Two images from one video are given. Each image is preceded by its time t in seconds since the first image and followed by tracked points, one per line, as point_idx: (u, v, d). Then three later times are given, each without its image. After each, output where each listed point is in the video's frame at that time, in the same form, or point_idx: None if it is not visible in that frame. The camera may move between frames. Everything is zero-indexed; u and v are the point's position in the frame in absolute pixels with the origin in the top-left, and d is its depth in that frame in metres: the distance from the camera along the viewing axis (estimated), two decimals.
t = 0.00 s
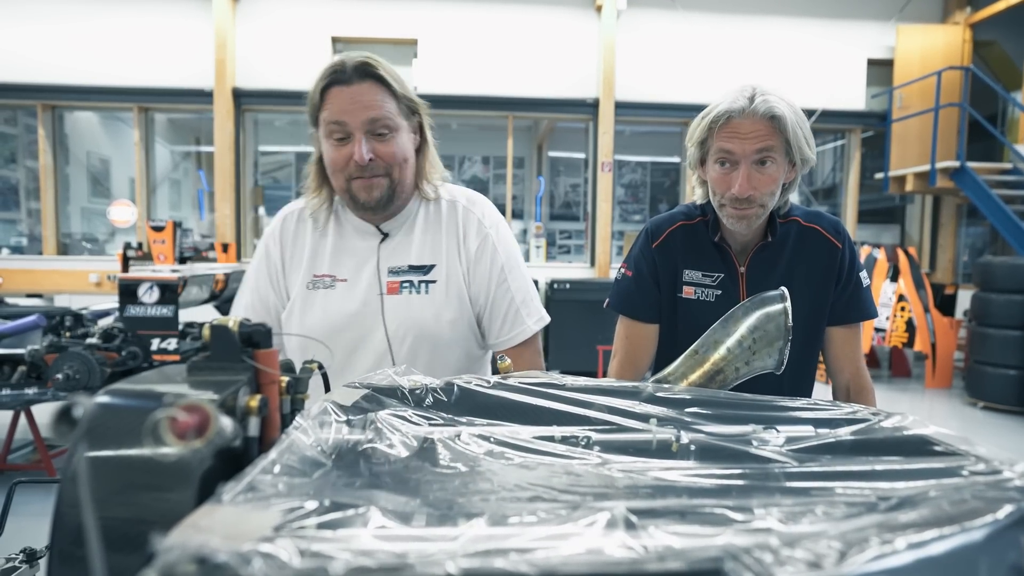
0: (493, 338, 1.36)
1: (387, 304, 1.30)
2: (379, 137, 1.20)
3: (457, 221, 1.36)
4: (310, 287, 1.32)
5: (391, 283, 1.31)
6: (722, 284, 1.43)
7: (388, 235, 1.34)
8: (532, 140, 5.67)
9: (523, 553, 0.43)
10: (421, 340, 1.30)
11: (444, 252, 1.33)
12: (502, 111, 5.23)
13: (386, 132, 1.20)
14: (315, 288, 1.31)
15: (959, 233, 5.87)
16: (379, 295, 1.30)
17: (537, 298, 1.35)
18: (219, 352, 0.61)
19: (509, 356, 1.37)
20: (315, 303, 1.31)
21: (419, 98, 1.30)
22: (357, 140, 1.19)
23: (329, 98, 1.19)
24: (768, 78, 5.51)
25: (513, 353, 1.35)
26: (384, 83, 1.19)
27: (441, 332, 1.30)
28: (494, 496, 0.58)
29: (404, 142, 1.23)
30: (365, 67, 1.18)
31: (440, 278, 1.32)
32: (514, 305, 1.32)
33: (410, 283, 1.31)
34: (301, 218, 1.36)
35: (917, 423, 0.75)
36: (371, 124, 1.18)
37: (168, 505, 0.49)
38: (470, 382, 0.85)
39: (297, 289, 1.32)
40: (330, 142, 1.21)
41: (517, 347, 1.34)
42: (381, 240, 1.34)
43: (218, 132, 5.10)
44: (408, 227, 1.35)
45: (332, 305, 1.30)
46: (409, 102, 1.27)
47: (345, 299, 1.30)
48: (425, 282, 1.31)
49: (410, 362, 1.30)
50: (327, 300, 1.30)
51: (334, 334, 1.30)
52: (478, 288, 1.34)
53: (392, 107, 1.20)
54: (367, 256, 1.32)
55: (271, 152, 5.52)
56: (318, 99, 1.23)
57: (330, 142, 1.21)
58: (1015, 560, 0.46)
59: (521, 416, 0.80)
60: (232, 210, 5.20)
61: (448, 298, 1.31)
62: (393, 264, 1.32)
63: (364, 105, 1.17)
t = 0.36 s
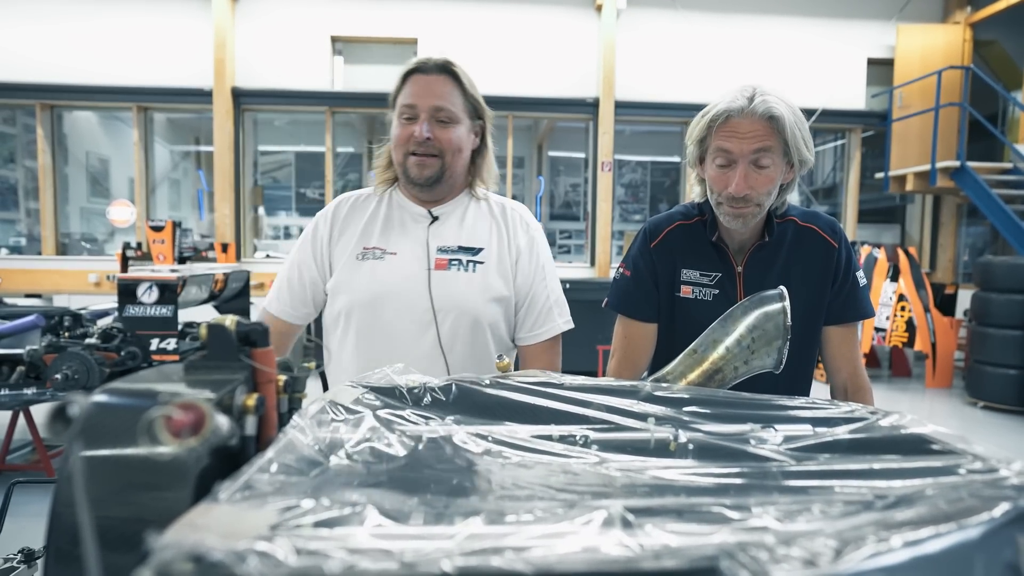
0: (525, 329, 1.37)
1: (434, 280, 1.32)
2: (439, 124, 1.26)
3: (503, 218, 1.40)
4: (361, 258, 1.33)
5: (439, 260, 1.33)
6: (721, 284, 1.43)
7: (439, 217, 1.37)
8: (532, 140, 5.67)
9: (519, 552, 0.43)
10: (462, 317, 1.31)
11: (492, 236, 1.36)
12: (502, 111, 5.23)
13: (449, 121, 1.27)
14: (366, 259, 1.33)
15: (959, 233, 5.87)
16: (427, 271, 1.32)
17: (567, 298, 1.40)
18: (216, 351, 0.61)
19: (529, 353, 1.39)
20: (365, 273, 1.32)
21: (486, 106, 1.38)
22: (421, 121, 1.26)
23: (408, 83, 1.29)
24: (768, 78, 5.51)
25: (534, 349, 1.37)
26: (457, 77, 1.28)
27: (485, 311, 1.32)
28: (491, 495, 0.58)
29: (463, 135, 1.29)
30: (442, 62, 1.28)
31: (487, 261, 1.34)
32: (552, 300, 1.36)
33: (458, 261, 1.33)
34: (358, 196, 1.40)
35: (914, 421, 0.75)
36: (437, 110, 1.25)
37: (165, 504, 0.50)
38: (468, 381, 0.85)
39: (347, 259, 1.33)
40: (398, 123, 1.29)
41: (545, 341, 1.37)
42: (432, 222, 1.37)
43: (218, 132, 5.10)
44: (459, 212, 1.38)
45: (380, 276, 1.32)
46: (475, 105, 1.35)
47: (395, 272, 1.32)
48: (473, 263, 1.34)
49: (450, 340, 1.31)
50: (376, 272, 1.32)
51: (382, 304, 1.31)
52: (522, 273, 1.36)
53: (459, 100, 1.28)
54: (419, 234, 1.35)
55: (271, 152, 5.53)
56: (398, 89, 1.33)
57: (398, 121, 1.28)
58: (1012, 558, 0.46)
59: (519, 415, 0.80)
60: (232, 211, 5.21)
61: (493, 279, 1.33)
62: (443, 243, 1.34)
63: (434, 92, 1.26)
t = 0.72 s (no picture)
0: (533, 334, 1.39)
1: (458, 277, 1.32)
2: (476, 128, 1.28)
3: (522, 226, 1.43)
4: (388, 247, 1.32)
5: (462, 259, 1.33)
6: (720, 282, 1.43)
7: (462, 218, 1.38)
8: (531, 140, 5.66)
9: (518, 553, 0.43)
10: (483, 316, 1.31)
11: (513, 241, 1.38)
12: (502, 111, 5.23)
13: (486, 126, 1.28)
14: (394, 249, 1.31)
15: (959, 233, 5.87)
16: (451, 269, 1.33)
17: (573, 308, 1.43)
18: (215, 351, 0.61)
19: (532, 355, 1.41)
20: (390, 263, 1.31)
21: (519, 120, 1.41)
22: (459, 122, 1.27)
23: (451, 85, 1.30)
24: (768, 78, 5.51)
25: (539, 353, 1.39)
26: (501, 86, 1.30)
27: (505, 312, 1.33)
28: (489, 497, 0.58)
29: (496, 143, 1.31)
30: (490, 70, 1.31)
31: (509, 264, 1.36)
32: (561, 307, 1.39)
33: (482, 261, 1.34)
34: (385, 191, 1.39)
35: (914, 422, 0.75)
36: (476, 113, 1.27)
37: (164, 505, 0.50)
38: (468, 382, 0.85)
39: (374, 247, 1.32)
40: (435, 121, 1.30)
41: (553, 347, 1.39)
42: (455, 221, 1.37)
43: (218, 132, 5.10)
44: (481, 215, 1.40)
45: (407, 268, 1.30)
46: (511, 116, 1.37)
47: (421, 266, 1.31)
48: (495, 264, 1.35)
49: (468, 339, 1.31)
50: (402, 262, 1.31)
51: (406, 294, 1.30)
52: (538, 279, 1.39)
53: (498, 108, 1.30)
54: (444, 232, 1.35)
55: (271, 152, 5.52)
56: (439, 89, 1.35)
57: (435, 119, 1.30)
58: (1012, 560, 0.45)
59: (519, 415, 0.80)
60: (232, 211, 5.20)
61: (513, 281, 1.35)
62: (466, 243, 1.35)
63: (477, 97, 1.28)
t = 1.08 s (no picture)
0: (537, 334, 1.40)
1: (464, 285, 1.32)
2: (500, 145, 1.24)
3: (524, 225, 1.42)
4: (393, 258, 1.31)
5: (467, 266, 1.33)
6: (722, 279, 1.43)
7: (466, 222, 1.37)
8: (532, 140, 5.67)
9: (529, 554, 0.43)
10: (490, 323, 1.32)
11: (518, 243, 1.37)
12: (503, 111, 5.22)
13: (505, 140, 1.25)
14: (398, 259, 1.31)
15: (961, 233, 5.87)
16: (457, 276, 1.32)
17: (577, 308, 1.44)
18: (221, 350, 0.61)
19: (536, 356, 1.42)
20: (395, 274, 1.30)
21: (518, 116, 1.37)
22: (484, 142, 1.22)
23: (465, 97, 1.22)
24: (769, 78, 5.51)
25: (542, 353, 1.40)
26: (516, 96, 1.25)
27: (512, 318, 1.34)
28: (495, 498, 0.58)
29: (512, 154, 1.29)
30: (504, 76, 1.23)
31: (514, 267, 1.35)
32: (564, 307, 1.40)
33: (487, 267, 1.34)
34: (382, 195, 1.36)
35: (921, 423, 0.75)
36: (500, 131, 1.22)
37: (172, 505, 0.49)
38: (473, 382, 0.85)
39: (378, 257, 1.30)
40: (453, 138, 1.23)
41: (556, 347, 1.40)
42: (459, 226, 1.36)
43: (219, 131, 5.10)
44: (482, 219, 1.39)
45: (412, 279, 1.30)
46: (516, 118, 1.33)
47: (426, 277, 1.31)
48: (500, 269, 1.34)
49: (478, 345, 1.32)
50: (408, 274, 1.30)
51: (414, 307, 1.29)
52: (541, 279, 1.39)
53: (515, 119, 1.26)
54: (448, 239, 1.34)
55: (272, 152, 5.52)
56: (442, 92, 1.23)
57: (452, 138, 1.22)
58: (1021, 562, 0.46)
59: (524, 416, 0.79)
60: (233, 210, 5.20)
61: (519, 286, 1.35)
62: (471, 249, 1.34)
63: (500, 113, 1.22)
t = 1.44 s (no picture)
0: (536, 334, 1.40)
1: (462, 290, 1.32)
2: (492, 152, 1.24)
3: (521, 225, 1.41)
4: (389, 266, 1.31)
5: (464, 271, 1.33)
6: (725, 280, 1.43)
7: (462, 227, 1.36)
8: (533, 140, 5.67)
9: (541, 556, 0.43)
10: (489, 328, 1.32)
11: (515, 245, 1.37)
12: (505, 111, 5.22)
13: (499, 146, 1.25)
14: (394, 267, 1.31)
15: (963, 233, 5.87)
16: (455, 281, 1.32)
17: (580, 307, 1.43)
18: (230, 351, 0.61)
19: (537, 356, 1.42)
20: (392, 282, 1.30)
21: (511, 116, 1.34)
22: (477, 151, 1.22)
23: (454, 104, 1.20)
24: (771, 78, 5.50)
25: (543, 352, 1.40)
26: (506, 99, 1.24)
27: (512, 322, 1.34)
28: (503, 499, 0.58)
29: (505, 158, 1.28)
30: (493, 79, 1.22)
31: (512, 270, 1.35)
32: (565, 306, 1.40)
33: (484, 272, 1.33)
34: (376, 200, 1.35)
35: (929, 424, 0.75)
36: (493, 138, 1.22)
37: (180, 506, 0.49)
38: (478, 382, 0.84)
39: (374, 266, 1.30)
40: (445, 148, 1.22)
41: (558, 348, 1.41)
42: (455, 230, 1.35)
43: (221, 131, 5.11)
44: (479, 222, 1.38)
45: (409, 287, 1.30)
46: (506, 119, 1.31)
47: (423, 284, 1.31)
48: (498, 273, 1.34)
49: (478, 350, 1.32)
50: (405, 282, 1.31)
51: (412, 314, 1.30)
52: (539, 280, 1.39)
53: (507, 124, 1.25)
54: (443, 244, 1.34)
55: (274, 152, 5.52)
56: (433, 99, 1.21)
57: (445, 147, 1.21)
58: None
59: (530, 417, 0.80)
60: (234, 210, 5.21)
61: (517, 289, 1.35)
62: (467, 253, 1.34)
63: (491, 119, 1.21)
